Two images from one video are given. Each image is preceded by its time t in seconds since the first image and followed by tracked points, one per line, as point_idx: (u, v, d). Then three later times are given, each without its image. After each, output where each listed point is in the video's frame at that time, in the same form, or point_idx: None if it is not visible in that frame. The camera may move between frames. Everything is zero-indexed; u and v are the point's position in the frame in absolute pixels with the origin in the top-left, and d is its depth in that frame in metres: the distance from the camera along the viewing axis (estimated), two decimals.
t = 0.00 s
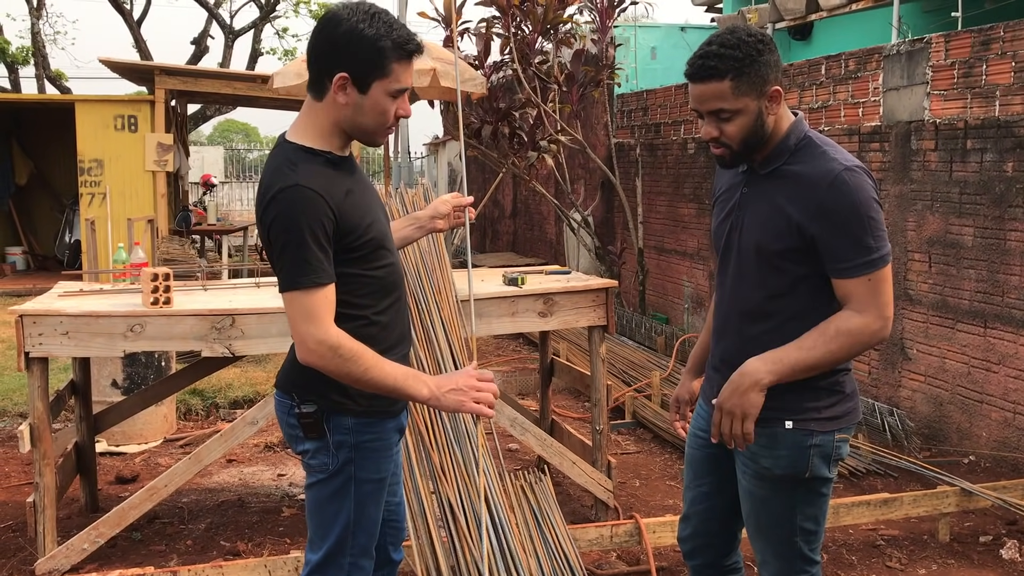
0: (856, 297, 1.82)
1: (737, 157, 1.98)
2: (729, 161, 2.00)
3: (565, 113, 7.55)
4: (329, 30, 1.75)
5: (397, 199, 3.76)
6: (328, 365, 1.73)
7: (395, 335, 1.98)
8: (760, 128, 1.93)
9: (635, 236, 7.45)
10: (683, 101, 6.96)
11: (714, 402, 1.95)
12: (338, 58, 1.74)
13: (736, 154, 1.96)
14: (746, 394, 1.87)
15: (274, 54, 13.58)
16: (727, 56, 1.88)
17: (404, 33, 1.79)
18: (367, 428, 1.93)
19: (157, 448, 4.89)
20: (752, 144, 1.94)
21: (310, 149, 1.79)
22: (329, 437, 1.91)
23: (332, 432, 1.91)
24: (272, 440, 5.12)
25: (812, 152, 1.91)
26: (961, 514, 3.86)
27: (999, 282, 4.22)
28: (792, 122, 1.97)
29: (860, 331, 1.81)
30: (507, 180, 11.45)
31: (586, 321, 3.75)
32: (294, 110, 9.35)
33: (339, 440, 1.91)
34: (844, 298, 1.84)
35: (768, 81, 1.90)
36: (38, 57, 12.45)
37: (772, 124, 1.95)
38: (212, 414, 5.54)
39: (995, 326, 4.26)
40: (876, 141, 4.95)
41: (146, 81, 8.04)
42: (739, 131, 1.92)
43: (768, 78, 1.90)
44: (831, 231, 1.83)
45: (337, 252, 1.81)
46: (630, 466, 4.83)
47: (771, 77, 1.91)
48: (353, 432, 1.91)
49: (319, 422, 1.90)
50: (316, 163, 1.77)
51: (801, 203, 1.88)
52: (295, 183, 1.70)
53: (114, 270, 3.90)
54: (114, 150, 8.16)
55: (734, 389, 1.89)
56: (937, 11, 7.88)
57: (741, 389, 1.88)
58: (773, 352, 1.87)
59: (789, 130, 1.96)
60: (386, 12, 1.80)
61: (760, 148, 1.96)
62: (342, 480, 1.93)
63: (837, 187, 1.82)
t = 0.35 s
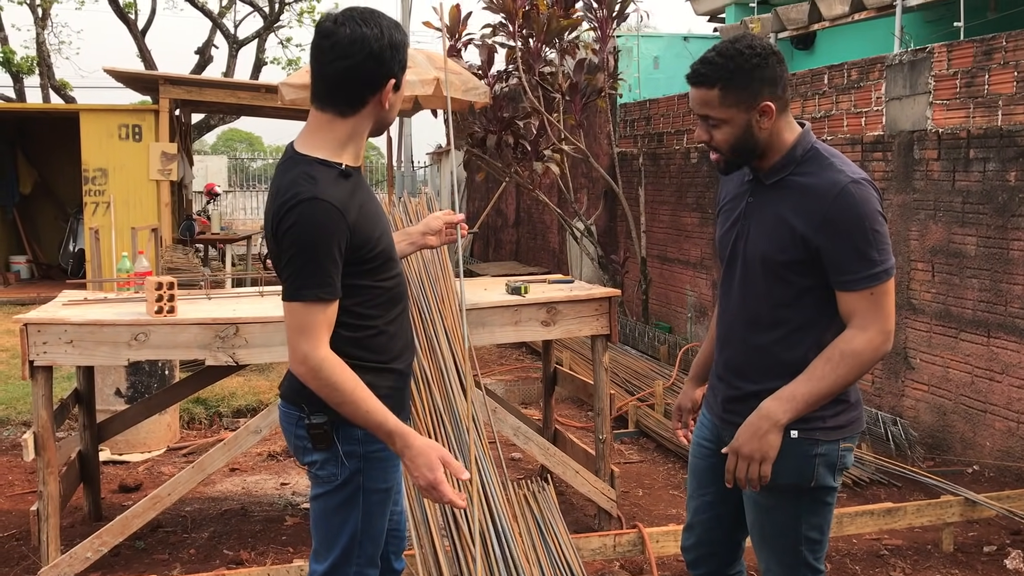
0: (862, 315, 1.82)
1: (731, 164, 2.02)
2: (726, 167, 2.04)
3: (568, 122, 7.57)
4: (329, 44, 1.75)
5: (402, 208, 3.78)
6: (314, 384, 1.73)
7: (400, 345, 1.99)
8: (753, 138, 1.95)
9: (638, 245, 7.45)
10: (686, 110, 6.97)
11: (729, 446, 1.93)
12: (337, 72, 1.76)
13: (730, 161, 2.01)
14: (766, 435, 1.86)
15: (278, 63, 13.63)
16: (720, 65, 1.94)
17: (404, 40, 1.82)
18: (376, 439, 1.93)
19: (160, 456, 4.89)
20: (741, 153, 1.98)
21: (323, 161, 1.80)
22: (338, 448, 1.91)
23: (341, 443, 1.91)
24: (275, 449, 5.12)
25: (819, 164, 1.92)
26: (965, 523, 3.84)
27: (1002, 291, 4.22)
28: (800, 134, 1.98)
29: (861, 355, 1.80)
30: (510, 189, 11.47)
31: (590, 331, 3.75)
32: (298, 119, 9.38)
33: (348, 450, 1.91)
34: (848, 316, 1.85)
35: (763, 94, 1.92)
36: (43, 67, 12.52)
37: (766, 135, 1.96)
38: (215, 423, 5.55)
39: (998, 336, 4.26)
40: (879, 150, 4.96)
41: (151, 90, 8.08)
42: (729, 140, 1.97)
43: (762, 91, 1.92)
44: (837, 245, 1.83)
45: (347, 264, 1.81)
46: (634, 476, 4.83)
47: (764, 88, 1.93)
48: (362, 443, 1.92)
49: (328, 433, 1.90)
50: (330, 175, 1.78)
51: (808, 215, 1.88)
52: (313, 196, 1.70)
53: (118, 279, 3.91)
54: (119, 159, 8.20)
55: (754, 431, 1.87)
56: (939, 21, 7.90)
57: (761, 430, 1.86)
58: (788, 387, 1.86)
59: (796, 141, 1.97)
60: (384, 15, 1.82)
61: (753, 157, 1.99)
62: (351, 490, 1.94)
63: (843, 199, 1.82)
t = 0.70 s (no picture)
0: (860, 329, 1.80)
1: (721, 158, 2.11)
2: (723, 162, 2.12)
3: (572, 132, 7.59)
4: (329, 52, 1.76)
5: (404, 217, 3.79)
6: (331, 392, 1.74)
7: (403, 354, 2.00)
8: (733, 139, 2.03)
9: (641, 255, 7.46)
10: (689, 121, 6.99)
11: (746, 487, 1.90)
12: (322, 79, 1.80)
13: (717, 156, 2.11)
14: (785, 473, 1.83)
15: (282, 72, 13.69)
16: (721, 63, 2.01)
17: (392, 59, 1.80)
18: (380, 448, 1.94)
19: (163, 464, 4.89)
20: (722, 151, 2.08)
21: (332, 168, 1.81)
22: (342, 457, 1.91)
23: (345, 453, 1.91)
24: (277, 457, 5.12)
25: (819, 174, 1.92)
26: (967, 535, 3.83)
27: (1004, 303, 4.22)
28: (802, 145, 2.00)
29: (856, 374, 1.78)
30: (512, 199, 11.49)
31: (592, 340, 3.75)
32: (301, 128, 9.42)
33: (352, 459, 1.92)
34: (843, 332, 1.83)
35: (748, 101, 1.97)
36: (47, 75, 12.57)
37: (746, 140, 2.01)
38: (217, 431, 5.55)
39: (1000, 347, 4.25)
40: (881, 161, 4.97)
41: (155, 99, 8.11)
42: (714, 135, 2.07)
43: (751, 98, 1.97)
44: (834, 255, 1.82)
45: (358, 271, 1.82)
46: (636, 486, 4.82)
47: (749, 96, 1.96)
48: (365, 452, 1.92)
49: (333, 443, 1.90)
50: (338, 183, 1.79)
51: (805, 223, 1.88)
52: (325, 203, 1.71)
53: (121, 287, 3.92)
54: (123, 167, 8.23)
55: (774, 472, 1.84)
56: (941, 33, 7.93)
57: (780, 468, 1.84)
58: (796, 422, 1.83)
59: (797, 152, 1.98)
60: (389, 27, 1.82)
61: (739, 157, 2.06)
62: (355, 499, 1.94)
63: (839, 209, 1.82)
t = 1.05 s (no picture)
0: (862, 341, 1.80)
1: (720, 162, 2.12)
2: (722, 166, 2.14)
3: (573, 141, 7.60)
4: (337, 58, 1.77)
5: (405, 226, 3.79)
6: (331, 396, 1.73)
7: (404, 362, 1.99)
8: (729, 142, 2.05)
9: (642, 264, 7.46)
10: (690, 130, 6.99)
11: (780, 522, 1.89)
12: (326, 85, 1.81)
13: (715, 158, 2.13)
14: (814, 503, 1.84)
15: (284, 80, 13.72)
16: (726, 68, 2.03)
17: (396, 71, 1.80)
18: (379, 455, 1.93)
19: (162, 472, 4.88)
20: (719, 153, 2.09)
21: (336, 175, 1.81)
22: (341, 464, 1.91)
23: (343, 460, 1.90)
24: (277, 466, 5.11)
25: (818, 183, 1.92)
26: (969, 546, 3.82)
27: (1006, 313, 4.21)
28: (802, 155, 2.00)
29: (860, 390, 1.77)
30: (513, 207, 11.50)
31: (593, 349, 3.75)
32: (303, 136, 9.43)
33: (350, 467, 1.91)
34: (844, 345, 1.83)
35: (746, 107, 1.99)
36: (49, 83, 12.61)
37: (742, 144, 2.03)
38: (217, 439, 5.54)
39: (1002, 357, 4.24)
40: (882, 171, 4.98)
41: (157, 107, 8.12)
42: (712, 137, 2.09)
43: (750, 103, 1.98)
44: (830, 265, 1.82)
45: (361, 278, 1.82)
46: (637, 496, 4.80)
47: (749, 100, 1.98)
48: (364, 460, 1.91)
49: (331, 450, 1.90)
50: (343, 189, 1.79)
51: (802, 231, 1.88)
52: (330, 210, 1.71)
53: (122, 294, 3.92)
54: (124, 175, 8.24)
55: (805, 503, 1.85)
56: (942, 43, 7.95)
57: (810, 499, 1.84)
58: (815, 449, 1.83)
59: (797, 162, 1.98)
60: (397, 37, 1.82)
61: (736, 161, 2.08)
62: (353, 507, 1.93)
63: (836, 218, 1.82)
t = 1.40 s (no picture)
0: (856, 341, 1.80)
1: (719, 162, 2.11)
2: (719, 165, 2.13)
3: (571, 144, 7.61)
4: (334, 63, 1.78)
5: (403, 230, 3.79)
6: (336, 394, 1.73)
7: (403, 365, 1.99)
8: (730, 141, 2.04)
9: (640, 266, 7.46)
10: (688, 133, 7.00)
11: (766, 518, 1.89)
12: (324, 89, 1.81)
13: (713, 160, 2.12)
14: (803, 502, 1.83)
15: (281, 84, 13.72)
16: (727, 68, 2.03)
17: (395, 76, 1.80)
18: (378, 457, 1.93)
19: (160, 476, 4.88)
20: (720, 153, 2.08)
21: (337, 178, 1.81)
22: (339, 465, 1.91)
23: (342, 461, 1.90)
24: (275, 469, 5.10)
25: (815, 184, 1.93)
26: (967, 548, 3.82)
27: (1003, 315, 4.22)
28: (800, 156, 2.01)
29: (854, 391, 1.77)
30: (511, 210, 11.51)
31: (591, 352, 3.75)
32: (300, 139, 9.43)
33: (349, 468, 1.91)
34: (838, 345, 1.83)
35: (750, 104, 1.99)
36: (47, 87, 12.61)
37: (744, 143, 2.02)
38: (215, 443, 5.53)
39: (999, 360, 4.25)
40: (880, 174, 4.99)
41: (155, 110, 8.12)
42: (713, 136, 2.08)
43: (754, 100, 1.99)
44: (828, 266, 1.82)
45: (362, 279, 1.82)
46: (635, 498, 4.80)
47: (752, 99, 1.98)
48: (362, 460, 1.91)
49: (330, 450, 1.89)
50: (344, 191, 1.79)
51: (799, 233, 1.88)
52: (331, 212, 1.72)
53: (120, 298, 3.92)
54: (122, 178, 8.24)
55: (793, 502, 1.84)
56: (939, 46, 7.97)
57: (799, 498, 1.83)
58: (806, 449, 1.83)
59: (795, 163, 1.99)
60: (394, 40, 1.83)
61: (737, 161, 2.07)
62: (352, 508, 1.93)
63: (832, 220, 1.82)
